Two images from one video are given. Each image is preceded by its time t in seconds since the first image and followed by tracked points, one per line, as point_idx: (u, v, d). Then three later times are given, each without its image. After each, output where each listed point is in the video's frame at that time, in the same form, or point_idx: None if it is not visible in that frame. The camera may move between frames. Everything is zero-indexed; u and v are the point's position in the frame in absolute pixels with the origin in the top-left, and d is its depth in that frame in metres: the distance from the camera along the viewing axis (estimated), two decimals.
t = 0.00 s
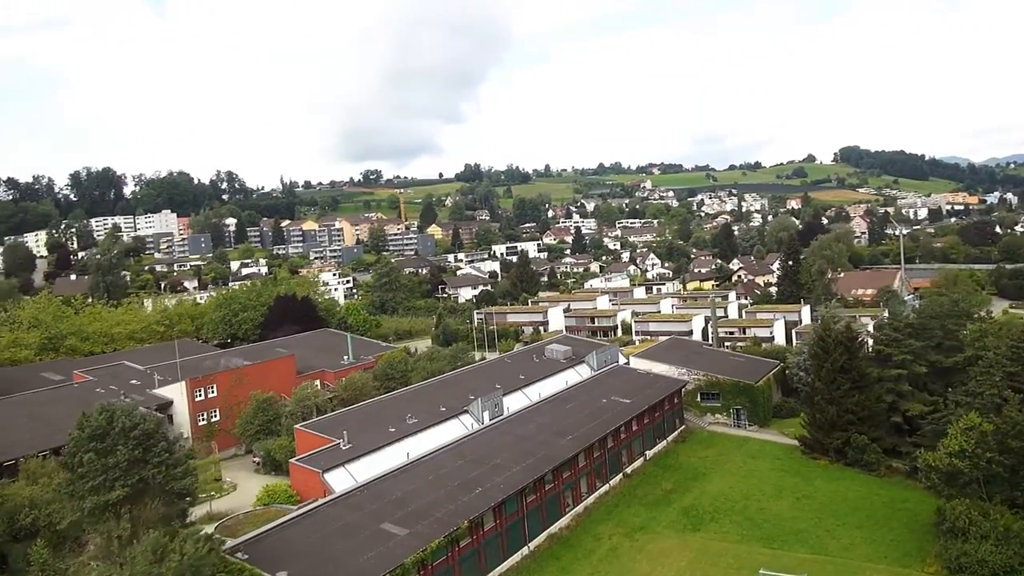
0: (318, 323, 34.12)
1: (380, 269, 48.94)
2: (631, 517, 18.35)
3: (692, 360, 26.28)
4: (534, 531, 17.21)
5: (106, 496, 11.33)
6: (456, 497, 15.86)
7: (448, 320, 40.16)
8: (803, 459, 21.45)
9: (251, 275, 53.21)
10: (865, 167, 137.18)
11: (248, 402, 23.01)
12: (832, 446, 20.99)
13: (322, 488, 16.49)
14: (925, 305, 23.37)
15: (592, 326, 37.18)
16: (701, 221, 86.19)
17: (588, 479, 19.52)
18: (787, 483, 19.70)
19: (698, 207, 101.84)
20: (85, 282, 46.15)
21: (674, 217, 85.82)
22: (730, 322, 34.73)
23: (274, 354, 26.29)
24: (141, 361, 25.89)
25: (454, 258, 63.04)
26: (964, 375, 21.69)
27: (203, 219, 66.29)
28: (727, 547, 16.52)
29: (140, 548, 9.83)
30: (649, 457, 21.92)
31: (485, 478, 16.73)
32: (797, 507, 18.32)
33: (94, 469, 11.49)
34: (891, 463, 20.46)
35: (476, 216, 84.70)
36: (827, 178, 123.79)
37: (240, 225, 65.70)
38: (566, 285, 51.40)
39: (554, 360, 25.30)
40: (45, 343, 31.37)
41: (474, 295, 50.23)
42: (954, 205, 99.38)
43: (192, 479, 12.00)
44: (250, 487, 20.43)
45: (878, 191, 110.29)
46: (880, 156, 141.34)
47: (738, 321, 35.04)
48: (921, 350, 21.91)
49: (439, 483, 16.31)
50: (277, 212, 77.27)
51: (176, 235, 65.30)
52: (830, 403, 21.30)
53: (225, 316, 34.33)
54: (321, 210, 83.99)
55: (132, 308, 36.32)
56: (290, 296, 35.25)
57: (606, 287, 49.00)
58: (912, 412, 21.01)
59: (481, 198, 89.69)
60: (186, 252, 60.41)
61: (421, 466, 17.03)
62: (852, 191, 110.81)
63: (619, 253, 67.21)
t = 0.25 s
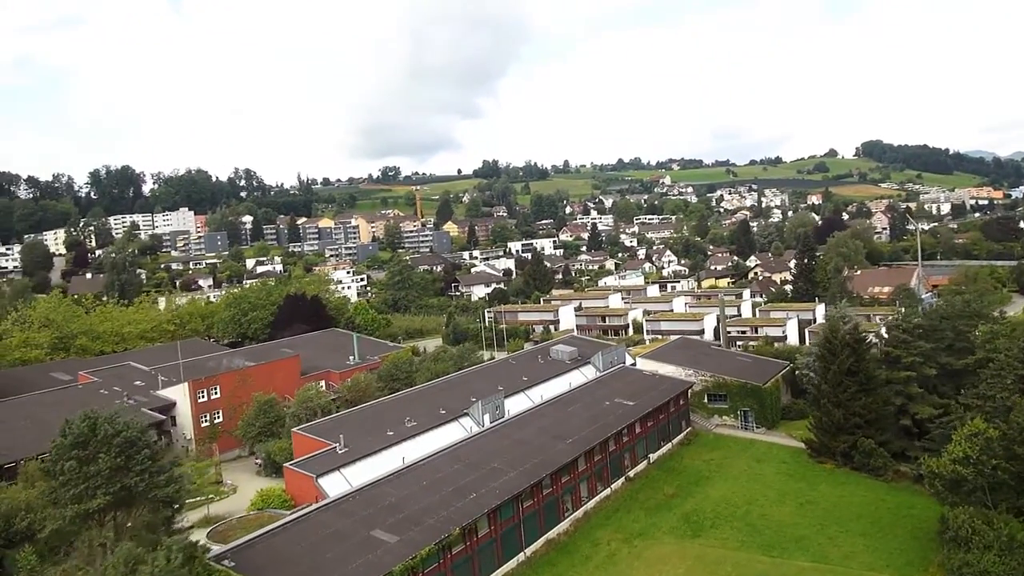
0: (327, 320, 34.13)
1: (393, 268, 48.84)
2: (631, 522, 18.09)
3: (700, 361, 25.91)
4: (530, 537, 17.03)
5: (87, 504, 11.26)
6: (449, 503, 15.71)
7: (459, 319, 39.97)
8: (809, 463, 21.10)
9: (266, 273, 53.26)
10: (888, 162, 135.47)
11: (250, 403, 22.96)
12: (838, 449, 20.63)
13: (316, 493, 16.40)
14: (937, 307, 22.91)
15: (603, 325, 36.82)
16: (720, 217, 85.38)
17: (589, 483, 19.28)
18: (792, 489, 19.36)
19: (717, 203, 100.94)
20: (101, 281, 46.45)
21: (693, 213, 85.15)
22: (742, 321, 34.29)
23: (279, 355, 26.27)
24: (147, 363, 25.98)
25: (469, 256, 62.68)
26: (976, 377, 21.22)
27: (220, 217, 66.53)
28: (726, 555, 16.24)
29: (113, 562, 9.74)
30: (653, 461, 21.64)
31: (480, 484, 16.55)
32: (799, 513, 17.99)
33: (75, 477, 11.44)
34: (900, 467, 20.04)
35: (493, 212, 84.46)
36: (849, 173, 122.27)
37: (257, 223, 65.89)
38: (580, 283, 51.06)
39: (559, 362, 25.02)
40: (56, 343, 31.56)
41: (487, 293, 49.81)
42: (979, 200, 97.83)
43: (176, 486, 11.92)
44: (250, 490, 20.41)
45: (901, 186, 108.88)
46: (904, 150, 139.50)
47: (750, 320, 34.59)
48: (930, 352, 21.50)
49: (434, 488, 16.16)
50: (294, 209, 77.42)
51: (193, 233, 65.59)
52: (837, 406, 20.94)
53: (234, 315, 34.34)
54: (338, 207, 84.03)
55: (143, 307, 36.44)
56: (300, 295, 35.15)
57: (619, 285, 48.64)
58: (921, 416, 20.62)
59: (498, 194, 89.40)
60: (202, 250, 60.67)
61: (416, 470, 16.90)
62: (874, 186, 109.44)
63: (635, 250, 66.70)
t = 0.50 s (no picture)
0: (338, 319, 33.96)
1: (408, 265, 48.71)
2: (629, 528, 17.83)
3: (709, 362, 25.50)
4: (526, 543, 16.82)
5: (63, 513, 11.34)
6: (441, 509, 15.55)
7: (472, 316, 39.77)
8: (816, 467, 20.70)
9: (284, 269, 53.29)
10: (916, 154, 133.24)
11: (252, 404, 22.94)
12: (845, 454, 20.22)
13: (309, 498, 16.32)
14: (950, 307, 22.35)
15: (615, 323, 36.42)
16: (742, 212, 84.43)
17: (589, 487, 19.03)
18: (796, 494, 18.99)
19: (740, 198, 99.84)
20: (118, 278, 46.80)
21: (714, 208, 84.37)
22: (756, 319, 33.76)
23: (286, 354, 26.25)
24: (154, 364, 26.07)
25: (487, 251, 61.93)
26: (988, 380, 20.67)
27: (239, 214, 66.74)
28: (724, 563, 15.93)
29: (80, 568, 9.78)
30: (657, 464, 21.34)
31: (474, 490, 16.38)
32: (801, 519, 17.65)
33: (53, 486, 11.53)
34: (908, 472, 19.58)
35: (513, 207, 84.02)
36: (876, 166, 120.43)
37: (276, 220, 66.11)
38: (596, 279, 50.62)
39: (564, 362, 24.74)
40: (68, 342, 31.79)
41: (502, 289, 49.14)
42: (1008, 193, 95.88)
43: (155, 495, 11.97)
44: (249, 493, 20.38)
45: (929, 179, 107.02)
46: (933, 142, 137.13)
47: (765, 319, 34.05)
48: (942, 354, 21.03)
49: (427, 494, 16.02)
50: (313, 205, 77.61)
51: (212, 229, 65.93)
52: (844, 410, 20.52)
53: (245, 314, 34.35)
54: (358, 202, 84.11)
55: (157, 305, 36.60)
56: (312, 293, 34.97)
57: (635, 282, 48.24)
58: (931, 419, 20.14)
59: (518, 189, 89.08)
60: (221, 246, 60.94)
61: (411, 475, 16.75)
62: (901, 179, 107.63)
63: (655, 246, 66.02)
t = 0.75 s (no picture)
0: (347, 317, 33.82)
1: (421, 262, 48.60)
2: (627, 532, 17.63)
3: (716, 363, 25.17)
4: (521, 547, 16.68)
5: (45, 519, 11.46)
6: (434, 513, 15.43)
7: (483, 314, 39.58)
8: (821, 470, 20.37)
9: (298, 266, 53.31)
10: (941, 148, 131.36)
11: (254, 404, 22.93)
12: (850, 457, 19.89)
13: (303, 500, 16.27)
14: (962, 308, 21.90)
15: (626, 321, 36.08)
16: (761, 207, 83.56)
17: (588, 490, 18.83)
18: (798, 498, 18.70)
19: (760, 193, 98.84)
20: (134, 275, 47.10)
21: (732, 203, 83.90)
22: (767, 318, 33.30)
23: (291, 354, 26.27)
24: (159, 366, 26.14)
25: (502, 249, 60.80)
26: (998, 382, 20.23)
27: (255, 210, 66.87)
28: (720, 568, 15.70)
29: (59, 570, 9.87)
30: (659, 467, 21.10)
31: (468, 493, 16.25)
32: (801, 525, 17.37)
33: (35, 491, 11.65)
34: (915, 476, 19.20)
35: (530, 202, 83.61)
36: (899, 161, 118.85)
37: (292, 216, 66.27)
38: (611, 276, 50.24)
39: (569, 362, 24.51)
40: (79, 341, 31.90)
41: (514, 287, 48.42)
42: None
43: (137, 500, 12.07)
44: (250, 493, 20.42)
45: (954, 173, 105.39)
46: (958, 136, 135.12)
47: (777, 317, 33.58)
48: (951, 356, 20.64)
49: (420, 498, 15.91)
50: (330, 201, 77.75)
51: (229, 226, 66.22)
52: (849, 412, 20.19)
53: (255, 312, 34.37)
54: (375, 197, 84.13)
55: (168, 303, 36.72)
56: (321, 291, 34.82)
57: (648, 279, 48.10)
58: (940, 422, 19.75)
59: (536, 184, 88.72)
60: (238, 243, 61.16)
61: (405, 478, 16.65)
62: (925, 173, 106.09)
63: (672, 242, 65.57)
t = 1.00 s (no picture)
0: (355, 314, 33.87)
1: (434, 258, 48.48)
2: (625, 535, 17.42)
3: (723, 362, 24.83)
4: (516, 551, 16.53)
5: (26, 524, 11.69)
6: (426, 516, 15.33)
7: (494, 311, 39.41)
8: (825, 473, 20.06)
9: (313, 262, 53.46)
10: (967, 141, 129.27)
11: (257, 403, 22.95)
12: (855, 460, 19.56)
13: (296, 502, 16.23)
14: (973, 308, 21.42)
15: (637, 319, 35.78)
16: (782, 200, 82.59)
17: (587, 492, 18.65)
18: (800, 502, 18.41)
19: (781, 186, 97.78)
20: (150, 272, 47.47)
21: (753, 198, 81.67)
22: (780, 316, 32.86)
23: (296, 352, 26.28)
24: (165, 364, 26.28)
25: (517, 245, 60.40)
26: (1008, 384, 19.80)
27: (272, 206, 67.13)
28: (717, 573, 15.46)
29: None
30: (661, 468, 20.86)
31: (462, 496, 16.12)
32: (801, 529, 17.09)
33: (17, 496, 11.84)
34: (921, 480, 18.82)
35: (548, 196, 83.22)
36: (924, 154, 117.05)
37: (308, 212, 66.40)
38: (625, 271, 49.86)
39: (573, 361, 24.28)
40: (91, 338, 32.15)
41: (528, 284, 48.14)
42: None
43: (119, 507, 12.23)
44: (250, 493, 20.46)
45: (980, 166, 103.64)
46: (986, 129, 132.83)
47: (789, 315, 33.12)
48: (959, 357, 20.22)
49: (412, 501, 15.80)
50: (347, 196, 77.87)
51: (246, 222, 66.51)
52: (854, 414, 19.89)
53: (265, 309, 34.46)
54: (393, 193, 84.13)
55: (180, 299, 36.92)
56: (331, 289, 34.83)
57: (664, 276, 46.55)
58: (948, 425, 19.34)
59: (554, 178, 88.28)
60: (254, 239, 61.47)
61: (400, 480, 16.56)
62: (951, 167, 104.38)
63: (689, 236, 65.05)
